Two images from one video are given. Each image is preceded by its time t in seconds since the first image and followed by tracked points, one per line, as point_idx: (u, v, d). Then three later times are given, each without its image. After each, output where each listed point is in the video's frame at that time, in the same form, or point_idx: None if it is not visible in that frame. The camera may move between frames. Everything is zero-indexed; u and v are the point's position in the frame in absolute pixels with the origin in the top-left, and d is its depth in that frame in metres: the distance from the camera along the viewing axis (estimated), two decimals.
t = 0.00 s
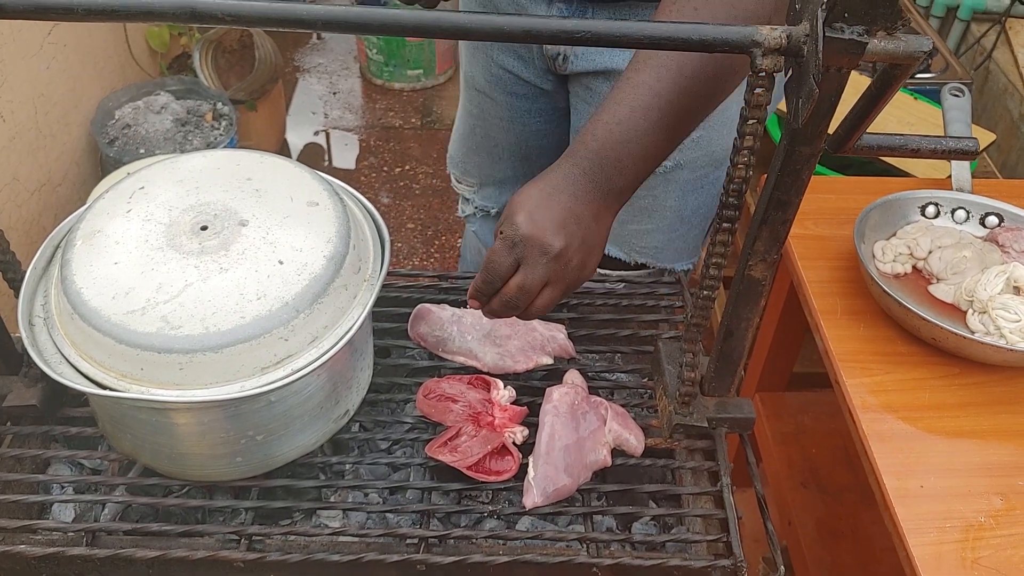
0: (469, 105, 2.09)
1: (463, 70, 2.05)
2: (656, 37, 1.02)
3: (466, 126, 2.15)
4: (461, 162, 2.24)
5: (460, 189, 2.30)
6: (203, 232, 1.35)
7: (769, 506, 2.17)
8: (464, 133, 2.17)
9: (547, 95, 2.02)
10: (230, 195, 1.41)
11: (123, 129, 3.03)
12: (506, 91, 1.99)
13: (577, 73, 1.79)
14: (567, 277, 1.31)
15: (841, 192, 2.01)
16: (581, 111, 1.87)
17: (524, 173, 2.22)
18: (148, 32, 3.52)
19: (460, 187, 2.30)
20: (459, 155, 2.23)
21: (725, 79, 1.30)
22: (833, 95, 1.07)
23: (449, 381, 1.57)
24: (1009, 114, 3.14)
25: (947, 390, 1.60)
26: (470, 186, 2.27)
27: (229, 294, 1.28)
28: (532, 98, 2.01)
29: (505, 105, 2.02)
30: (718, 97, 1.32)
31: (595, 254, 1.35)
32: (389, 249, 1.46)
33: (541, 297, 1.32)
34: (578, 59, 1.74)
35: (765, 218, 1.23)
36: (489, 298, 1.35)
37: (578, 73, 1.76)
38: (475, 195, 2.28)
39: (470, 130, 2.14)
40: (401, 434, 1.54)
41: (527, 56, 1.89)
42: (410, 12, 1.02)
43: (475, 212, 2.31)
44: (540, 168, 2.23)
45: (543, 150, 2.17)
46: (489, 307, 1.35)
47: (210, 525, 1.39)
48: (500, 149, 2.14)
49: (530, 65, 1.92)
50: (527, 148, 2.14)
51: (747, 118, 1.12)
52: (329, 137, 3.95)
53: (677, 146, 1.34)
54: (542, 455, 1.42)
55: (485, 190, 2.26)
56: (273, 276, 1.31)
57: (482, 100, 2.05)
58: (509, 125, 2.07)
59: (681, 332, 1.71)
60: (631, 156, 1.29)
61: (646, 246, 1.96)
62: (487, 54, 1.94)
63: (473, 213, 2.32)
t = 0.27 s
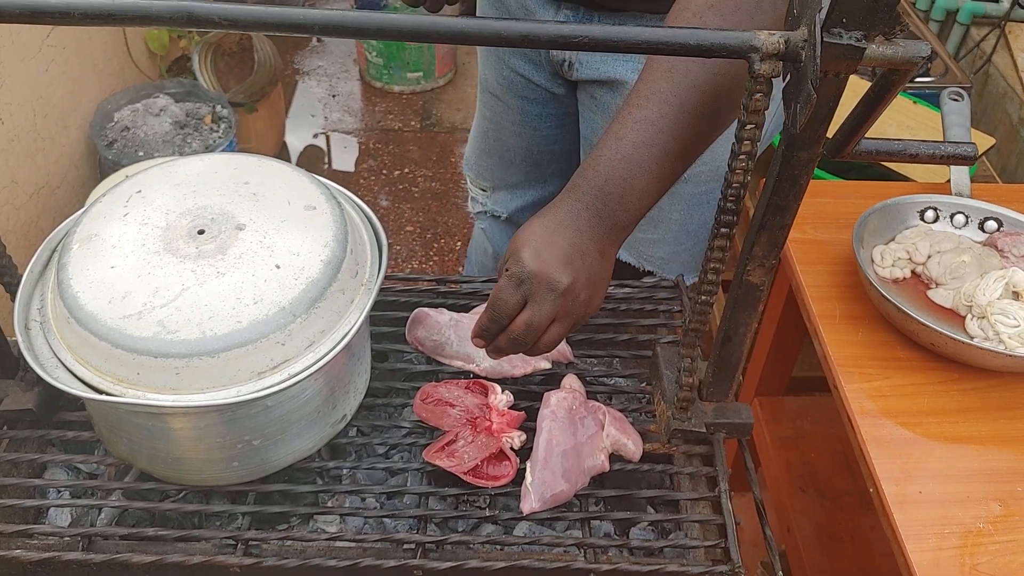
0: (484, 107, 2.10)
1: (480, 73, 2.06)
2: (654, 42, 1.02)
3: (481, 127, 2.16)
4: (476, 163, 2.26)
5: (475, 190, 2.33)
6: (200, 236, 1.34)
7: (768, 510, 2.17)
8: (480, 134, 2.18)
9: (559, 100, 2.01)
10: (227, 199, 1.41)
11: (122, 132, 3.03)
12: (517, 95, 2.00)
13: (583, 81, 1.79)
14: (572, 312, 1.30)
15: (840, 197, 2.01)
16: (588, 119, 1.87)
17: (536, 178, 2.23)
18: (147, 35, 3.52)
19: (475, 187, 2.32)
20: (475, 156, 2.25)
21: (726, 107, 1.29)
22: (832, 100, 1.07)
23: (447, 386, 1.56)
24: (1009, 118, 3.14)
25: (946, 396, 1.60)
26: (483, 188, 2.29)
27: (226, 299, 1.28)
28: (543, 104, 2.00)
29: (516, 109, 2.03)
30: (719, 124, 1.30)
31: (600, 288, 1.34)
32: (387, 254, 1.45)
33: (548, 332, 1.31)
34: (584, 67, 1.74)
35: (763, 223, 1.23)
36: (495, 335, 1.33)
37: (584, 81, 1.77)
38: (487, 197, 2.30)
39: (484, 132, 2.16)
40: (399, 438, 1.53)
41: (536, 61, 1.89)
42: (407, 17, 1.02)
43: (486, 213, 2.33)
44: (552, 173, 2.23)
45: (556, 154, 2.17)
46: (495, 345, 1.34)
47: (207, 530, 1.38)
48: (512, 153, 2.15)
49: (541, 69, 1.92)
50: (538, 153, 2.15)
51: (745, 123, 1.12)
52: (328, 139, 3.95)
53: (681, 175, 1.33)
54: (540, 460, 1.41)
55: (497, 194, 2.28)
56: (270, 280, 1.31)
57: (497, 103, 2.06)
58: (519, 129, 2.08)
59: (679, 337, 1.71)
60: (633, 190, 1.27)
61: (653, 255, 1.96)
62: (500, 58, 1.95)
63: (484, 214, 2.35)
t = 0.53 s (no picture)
0: (488, 114, 2.10)
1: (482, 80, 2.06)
2: (656, 46, 1.01)
3: (485, 133, 2.16)
4: (480, 167, 2.25)
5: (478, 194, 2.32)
6: (200, 240, 1.34)
7: (769, 514, 2.16)
8: (483, 140, 2.18)
9: (564, 104, 2.00)
10: (228, 202, 1.41)
11: (122, 134, 3.02)
12: (521, 101, 2.00)
13: (589, 87, 1.79)
14: (570, 320, 1.30)
15: (841, 201, 2.01)
16: (595, 125, 1.86)
17: (541, 183, 2.23)
18: (147, 37, 3.51)
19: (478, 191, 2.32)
20: (479, 160, 2.25)
21: (728, 113, 1.28)
22: (834, 104, 1.06)
23: (447, 390, 1.56)
24: (1010, 122, 3.13)
25: (948, 400, 1.59)
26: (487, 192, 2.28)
27: (225, 303, 1.27)
28: (548, 109, 2.00)
29: (520, 115, 2.03)
30: (726, 129, 1.30)
31: (599, 296, 1.34)
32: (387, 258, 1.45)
33: (543, 338, 1.31)
34: (591, 73, 1.74)
35: (764, 227, 1.22)
36: (488, 339, 1.34)
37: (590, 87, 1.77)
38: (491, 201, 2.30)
39: (488, 138, 2.16)
40: (399, 442, 1.53)
41: (540, 67, 1.89)
42: (407, 20, 1.01)
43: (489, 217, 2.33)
44: (558, 178, 2.23)
45: (561, 158, 2.17)
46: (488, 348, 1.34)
47: (206, 534, 1.38)
48: (517, 158, 2.15)
49: (545, 75, 1.92)
50: (544, 158, 2.15)
51: (747, 127, 1.12)
52: (329, 142, 3.95)
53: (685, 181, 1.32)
54: (540, 464, 1.41)
55: (501, 198, 2.27)
56: (270, 284, 1.30)
57: (500, 110, 2.05)
58: (524, 135, 2.08)
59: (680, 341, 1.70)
60: (639, 198, 1.27)
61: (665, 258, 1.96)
62: (503, 65, 1.95)
63: (488, 219, 2.34)
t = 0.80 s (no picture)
0: (488, 118, 2.10)
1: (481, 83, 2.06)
2: (659, 53, 1.01)
3: (485, 137, 2.15)
4: (479, 172, 2.25)
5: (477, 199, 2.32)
6: (201, 246, 1.33)
7: (771, 521, 2.16)
8: (483, 144, 2.18)
9: (564, 107, 2.00)
10: (229, 208, 1.40)
11: (123, 137, 3.02)
12: (521, 104, 2.00)
13: (590, 89, 1.79)
14: (603, 325, 1.29)
15: (844, 206, 2.00)
16: (597, 128, 1.86)
17: (541, 187, 2.22)
18: (148, 40, 3.51)
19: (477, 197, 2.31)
20: (478, 165, 2.25)
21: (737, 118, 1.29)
22: (838, 111, 1.06)
23: (449, 396, 1.56)
24: (1012, 126, 3.13)
25: (951, 407, 1.59)
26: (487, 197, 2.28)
27: (227, 309, 1.27)
28: (548, 112, 2.00)
29: (521, 119, 2.02)
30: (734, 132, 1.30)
31: (632, 300, 1.32)
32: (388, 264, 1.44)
33: (582, 346, 1.30)
34: (592, 76, 1.73)
35: (768, 234, 1.21)
36: (532, 359, 1.34)
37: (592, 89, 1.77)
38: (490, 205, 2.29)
39: (488, 142, 2.15)
40: (400, 449, 1.52)
41: (541, 70, 1.89)
42: (409, 27, 1.01)
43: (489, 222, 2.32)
44: (558, 181, 2.23)
45: (561, 161, 2.16)
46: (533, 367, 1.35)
47: (206, 542, 1.37)
48: (517, 162, 2.15)
49: (546, 78, 1.92)
50: (544, 162, 2.14)
51: (750, 134, 1.11)
52: (330, 145, 3.94)
53: (702, 185, 1.32)
54: (542, 472, 1.40)
55: (500, 203, 2.26)
56: (272, 290, 1.30)
57: (500, 113, 2.06)
58: (524, 138, 2.07)
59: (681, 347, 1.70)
60: (654, 198, 1.26)
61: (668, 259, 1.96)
62: (503, 68, 1.95)
63: (487, 224, 2.34)
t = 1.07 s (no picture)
0: (489, 121, 2.09)
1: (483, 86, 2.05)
2: (665, 58, 1.00)
3: (486, 140, 2.14)
4: (481, 174, 2.24)
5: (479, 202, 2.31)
6: (203, 251, 1.33)
7: (775, 527, 2.15)
8: (485, 147, 2.17)
9: (567, 109, 2.00)
10: (231, 212, 1.40)
11: (125, 139, 3.01)
12: (523, 106, 1.99)
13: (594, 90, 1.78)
14: (644, 331, 1.24)
15: (848, 211, 1.99)
16: (600, 129, 1.86)
17: (543, 189, 2.21)
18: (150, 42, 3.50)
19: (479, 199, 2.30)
20: (480, 168, 2.23)
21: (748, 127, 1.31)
22: (846, 117, 1.05)
23: (452, 403, 1.55)
24: (1016, 129, 3.12)
25: (958, 414, 1.57)
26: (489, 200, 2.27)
27: (229, 315, 1.26)
28: (551, 114, 1.99)
29: (523, 121, 2.02)
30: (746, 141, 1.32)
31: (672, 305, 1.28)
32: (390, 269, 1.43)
33: (624, 355, 1.25)
34: (595, 77, 1.73)
35: (774, 240, 1.20)
36: (577, 376, 1.30)
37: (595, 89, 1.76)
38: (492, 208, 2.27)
39: (490, 144, 2.14)
40: (403, 455, 1.52)
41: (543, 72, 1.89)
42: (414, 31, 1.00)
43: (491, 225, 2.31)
44: (560, 184, 2.21)
45: (564, 163, 2.15)
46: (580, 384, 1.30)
47: (208, 548, 1.36)
48: (519, 164, 2.13)
49: (548, 80, 1.91)
50: (546, 165, 2.13)
51: (756, 140, 1.10)
52: (332, 147, 3.94)
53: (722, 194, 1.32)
54: (546, 479, 1.39)
55: (503, 205, 2.25)
56: (274, 295, 1.29)
57: (502, 116, 2.05)
58: (526, 141, 2.06)
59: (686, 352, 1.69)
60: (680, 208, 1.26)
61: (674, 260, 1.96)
62: (505, 70, 1.94)
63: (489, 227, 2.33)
